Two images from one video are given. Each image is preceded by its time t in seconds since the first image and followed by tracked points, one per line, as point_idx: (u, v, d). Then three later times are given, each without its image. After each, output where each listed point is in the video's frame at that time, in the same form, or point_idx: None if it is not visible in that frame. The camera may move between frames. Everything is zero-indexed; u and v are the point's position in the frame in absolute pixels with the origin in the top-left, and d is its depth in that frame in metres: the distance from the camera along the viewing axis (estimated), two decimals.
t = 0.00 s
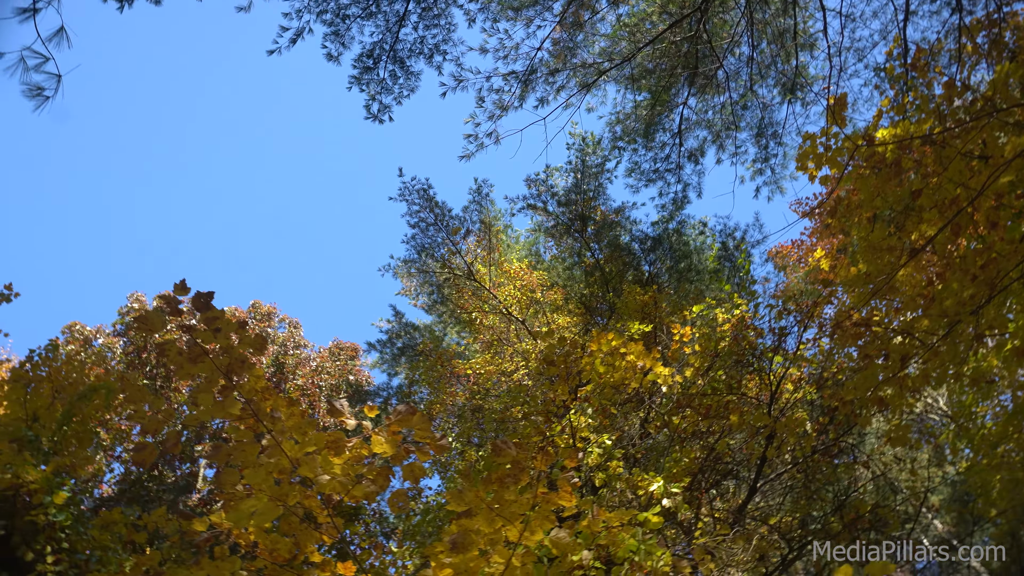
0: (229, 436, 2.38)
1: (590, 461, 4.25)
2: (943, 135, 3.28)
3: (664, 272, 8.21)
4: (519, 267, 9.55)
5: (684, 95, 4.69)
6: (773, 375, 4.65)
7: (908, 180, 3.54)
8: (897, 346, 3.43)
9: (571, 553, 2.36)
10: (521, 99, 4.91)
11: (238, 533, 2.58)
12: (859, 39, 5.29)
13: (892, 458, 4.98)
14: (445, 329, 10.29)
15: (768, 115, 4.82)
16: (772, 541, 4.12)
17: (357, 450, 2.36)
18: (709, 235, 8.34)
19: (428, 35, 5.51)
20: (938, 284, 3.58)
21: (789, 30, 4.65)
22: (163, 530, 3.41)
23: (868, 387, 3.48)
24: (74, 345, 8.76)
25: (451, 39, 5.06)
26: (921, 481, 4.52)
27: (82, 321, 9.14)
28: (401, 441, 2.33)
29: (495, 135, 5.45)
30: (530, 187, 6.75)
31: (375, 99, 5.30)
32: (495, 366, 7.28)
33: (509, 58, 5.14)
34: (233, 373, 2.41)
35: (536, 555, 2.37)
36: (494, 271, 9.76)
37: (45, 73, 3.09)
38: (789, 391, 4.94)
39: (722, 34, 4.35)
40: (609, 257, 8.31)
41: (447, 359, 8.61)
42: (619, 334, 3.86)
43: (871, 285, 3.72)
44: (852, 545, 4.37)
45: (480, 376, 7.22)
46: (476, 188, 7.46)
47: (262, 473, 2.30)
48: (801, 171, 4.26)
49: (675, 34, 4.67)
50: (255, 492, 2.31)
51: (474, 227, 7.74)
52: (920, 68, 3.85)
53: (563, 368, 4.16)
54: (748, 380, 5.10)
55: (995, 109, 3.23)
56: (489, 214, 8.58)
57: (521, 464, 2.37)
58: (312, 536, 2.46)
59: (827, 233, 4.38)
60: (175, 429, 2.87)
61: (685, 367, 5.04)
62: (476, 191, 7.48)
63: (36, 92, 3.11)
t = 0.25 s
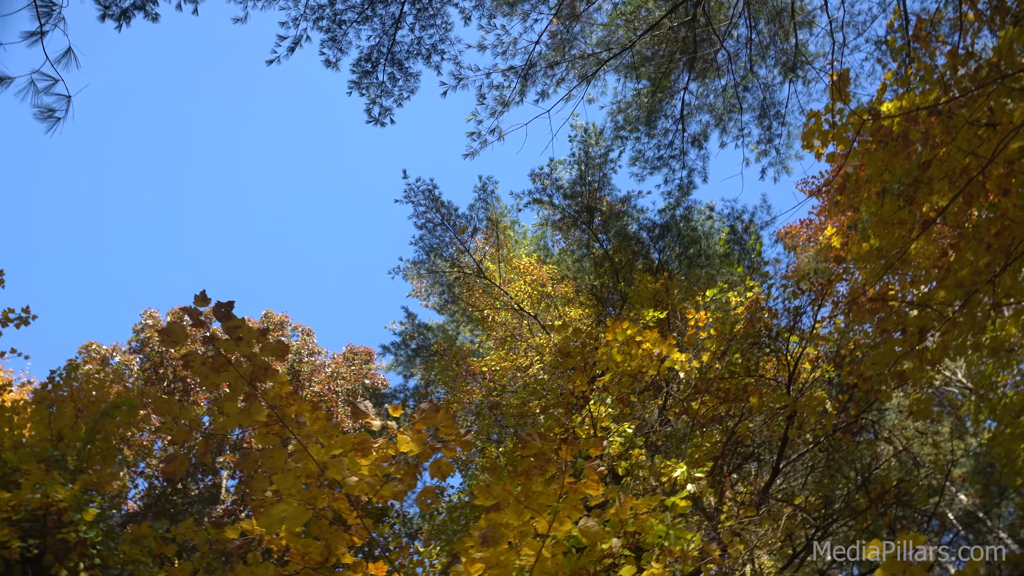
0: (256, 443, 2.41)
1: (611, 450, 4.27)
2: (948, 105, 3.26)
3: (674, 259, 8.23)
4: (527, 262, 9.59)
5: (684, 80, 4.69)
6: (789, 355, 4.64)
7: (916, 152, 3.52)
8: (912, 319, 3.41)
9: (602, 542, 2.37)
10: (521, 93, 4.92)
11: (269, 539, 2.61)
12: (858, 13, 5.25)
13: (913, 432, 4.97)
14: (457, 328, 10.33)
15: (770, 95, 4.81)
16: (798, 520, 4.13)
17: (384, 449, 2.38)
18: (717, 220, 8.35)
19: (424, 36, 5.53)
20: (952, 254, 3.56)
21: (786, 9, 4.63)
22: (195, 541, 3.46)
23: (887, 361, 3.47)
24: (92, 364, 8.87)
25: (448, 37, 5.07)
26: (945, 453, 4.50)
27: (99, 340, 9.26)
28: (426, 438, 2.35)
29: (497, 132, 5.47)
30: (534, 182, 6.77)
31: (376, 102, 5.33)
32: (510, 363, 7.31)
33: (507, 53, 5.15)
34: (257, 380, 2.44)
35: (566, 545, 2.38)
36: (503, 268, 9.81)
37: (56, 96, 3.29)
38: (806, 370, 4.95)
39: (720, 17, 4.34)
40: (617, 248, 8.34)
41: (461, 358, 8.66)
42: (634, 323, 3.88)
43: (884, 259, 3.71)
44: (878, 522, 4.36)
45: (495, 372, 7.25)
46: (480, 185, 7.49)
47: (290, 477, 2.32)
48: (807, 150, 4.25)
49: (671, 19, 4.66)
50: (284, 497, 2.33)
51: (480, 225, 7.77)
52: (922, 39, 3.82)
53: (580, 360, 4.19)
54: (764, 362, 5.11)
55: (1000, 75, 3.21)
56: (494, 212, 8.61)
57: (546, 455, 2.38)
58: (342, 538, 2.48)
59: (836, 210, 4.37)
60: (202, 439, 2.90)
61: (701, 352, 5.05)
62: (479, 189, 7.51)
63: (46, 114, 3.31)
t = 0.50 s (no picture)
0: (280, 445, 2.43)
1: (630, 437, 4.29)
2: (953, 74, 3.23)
3: (681, 244, 8.32)
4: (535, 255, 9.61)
5: (684, 64, 4.67)
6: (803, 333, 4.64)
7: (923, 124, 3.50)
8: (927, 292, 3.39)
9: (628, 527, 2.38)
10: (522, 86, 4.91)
11: (296, 539, 2.63)
12: None
13: (931, 406, 4.95)
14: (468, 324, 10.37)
15: (771, 74, 4.79)
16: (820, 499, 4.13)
17: (408, 444, 2.40)
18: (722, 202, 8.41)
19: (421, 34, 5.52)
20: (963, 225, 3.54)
21: None
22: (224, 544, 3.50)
23: (903, 335, 3.45)
24: (109, 378, 8.97)
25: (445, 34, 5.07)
26: (964, 425, 4.49)
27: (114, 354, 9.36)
28: (448, 432, 2.36)
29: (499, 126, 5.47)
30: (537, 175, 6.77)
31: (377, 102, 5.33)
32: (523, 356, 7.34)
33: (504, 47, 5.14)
34: (277, 383, 2.45)
35: (592, 532, 2.39)
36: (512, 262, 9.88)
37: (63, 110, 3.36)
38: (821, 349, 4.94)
39: None
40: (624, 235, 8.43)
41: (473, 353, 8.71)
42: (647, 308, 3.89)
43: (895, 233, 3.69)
44: (900, 497, 4.35)
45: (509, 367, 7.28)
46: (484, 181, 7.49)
47: (315, 477, 2.33)
48: (812, 127, 4.23)
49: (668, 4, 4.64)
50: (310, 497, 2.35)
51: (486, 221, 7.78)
52: (923, 9, 3.79)
53: (594, 349, 4.20)
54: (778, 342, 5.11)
55: (1005, 41, 3.18)
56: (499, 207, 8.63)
57: (568, 443, 2.39)
58: (369, 536, 2.49)
59: (844, 187, 4.35)
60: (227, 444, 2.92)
61: (715, 335, 5.06)
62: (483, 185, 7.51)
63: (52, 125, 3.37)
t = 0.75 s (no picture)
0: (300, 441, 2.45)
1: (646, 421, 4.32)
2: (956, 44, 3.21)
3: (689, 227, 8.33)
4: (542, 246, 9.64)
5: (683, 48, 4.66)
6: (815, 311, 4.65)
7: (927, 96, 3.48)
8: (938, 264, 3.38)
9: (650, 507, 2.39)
10: (522, 76, 4.92)
11: (321, 534, 2.65)
12: None
13: (947, 379, 4.94)
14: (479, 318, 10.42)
15: (772, 54, 4.78)
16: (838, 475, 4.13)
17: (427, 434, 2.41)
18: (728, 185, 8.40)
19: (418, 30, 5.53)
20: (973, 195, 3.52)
21: None
22: (250, 542, 3.54)
23: (916, 308, 3.44)
24: (125, 386, 9.08)
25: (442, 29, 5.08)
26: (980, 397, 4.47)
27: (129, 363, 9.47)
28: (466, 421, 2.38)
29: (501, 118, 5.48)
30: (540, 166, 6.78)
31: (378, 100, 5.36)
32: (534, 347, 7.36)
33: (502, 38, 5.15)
34: (296, 379, 2.48)
35: (613, 514, 2.40)
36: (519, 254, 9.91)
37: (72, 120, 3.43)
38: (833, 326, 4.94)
39: None
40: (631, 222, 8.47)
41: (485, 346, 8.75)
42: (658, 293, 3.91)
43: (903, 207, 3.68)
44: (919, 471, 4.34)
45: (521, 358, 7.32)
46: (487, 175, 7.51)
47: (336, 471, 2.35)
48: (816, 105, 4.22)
49: None
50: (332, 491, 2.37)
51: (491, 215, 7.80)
52: None
53: (606, 335, 4.23)
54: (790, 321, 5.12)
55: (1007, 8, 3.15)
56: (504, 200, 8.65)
57: (586, 427, 2.40)
58: (392, 528, 2.51)
59: (850, 163, 4.34)
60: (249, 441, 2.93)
61: (727, 317, 5.07)
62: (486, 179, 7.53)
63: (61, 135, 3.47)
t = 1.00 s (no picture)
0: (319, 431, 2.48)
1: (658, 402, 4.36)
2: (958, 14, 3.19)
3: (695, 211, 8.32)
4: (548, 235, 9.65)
5: (684, 30, 4.66)
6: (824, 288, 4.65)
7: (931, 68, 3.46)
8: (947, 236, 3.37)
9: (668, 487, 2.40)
10: (522, 64, 4.93)
11: (343, 522, 2.69)
12: None
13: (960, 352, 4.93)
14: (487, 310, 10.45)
15: (773, 32, 4.76)
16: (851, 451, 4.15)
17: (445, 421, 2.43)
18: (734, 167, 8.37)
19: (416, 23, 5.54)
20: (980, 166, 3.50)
21: None
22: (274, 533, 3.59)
23: (926, 281, 3.44)
24: (140, 388, 9.20)
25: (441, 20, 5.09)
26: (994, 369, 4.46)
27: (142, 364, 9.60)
28: (483, 406, 2.39)
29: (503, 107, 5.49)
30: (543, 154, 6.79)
31: (380, 94, 5.39)
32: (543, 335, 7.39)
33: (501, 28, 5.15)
34: (312, 371, 2.51)
35: (632, 494, 2.42)
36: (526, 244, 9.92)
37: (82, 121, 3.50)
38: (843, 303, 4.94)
39: None
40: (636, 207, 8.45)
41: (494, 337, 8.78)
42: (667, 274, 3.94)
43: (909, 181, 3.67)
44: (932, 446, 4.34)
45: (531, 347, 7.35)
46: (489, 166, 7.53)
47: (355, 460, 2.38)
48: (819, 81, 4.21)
49: None
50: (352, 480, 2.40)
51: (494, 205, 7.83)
52: None
53: (617, 318, 4.26)
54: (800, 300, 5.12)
55: None
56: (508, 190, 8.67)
57: (602, 409, 2.41)
58: (412, 515, 2.54)
59: (855, 139, 4.33)
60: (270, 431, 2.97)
61: (737, 297, 5.09)
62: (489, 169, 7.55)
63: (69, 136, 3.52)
